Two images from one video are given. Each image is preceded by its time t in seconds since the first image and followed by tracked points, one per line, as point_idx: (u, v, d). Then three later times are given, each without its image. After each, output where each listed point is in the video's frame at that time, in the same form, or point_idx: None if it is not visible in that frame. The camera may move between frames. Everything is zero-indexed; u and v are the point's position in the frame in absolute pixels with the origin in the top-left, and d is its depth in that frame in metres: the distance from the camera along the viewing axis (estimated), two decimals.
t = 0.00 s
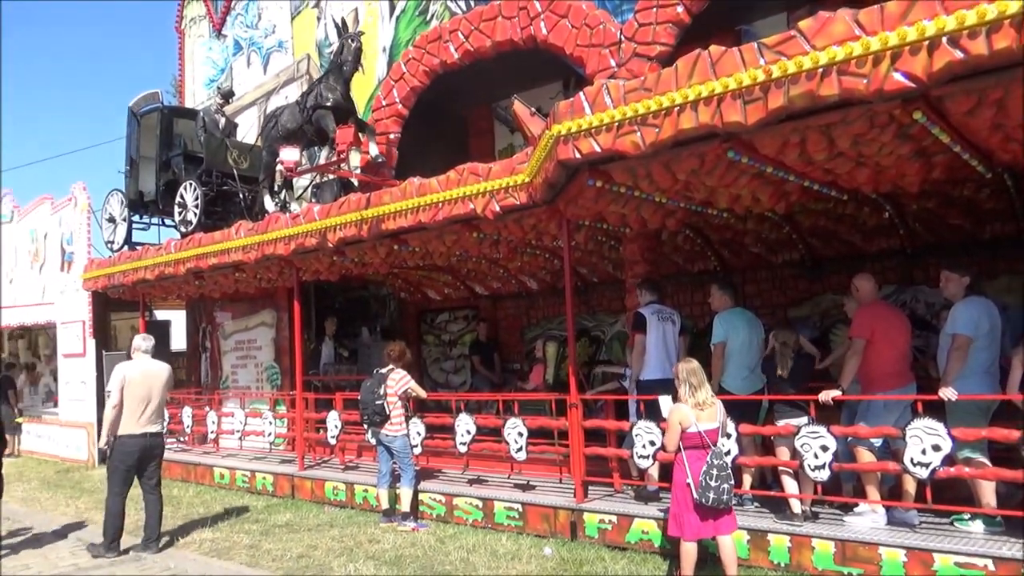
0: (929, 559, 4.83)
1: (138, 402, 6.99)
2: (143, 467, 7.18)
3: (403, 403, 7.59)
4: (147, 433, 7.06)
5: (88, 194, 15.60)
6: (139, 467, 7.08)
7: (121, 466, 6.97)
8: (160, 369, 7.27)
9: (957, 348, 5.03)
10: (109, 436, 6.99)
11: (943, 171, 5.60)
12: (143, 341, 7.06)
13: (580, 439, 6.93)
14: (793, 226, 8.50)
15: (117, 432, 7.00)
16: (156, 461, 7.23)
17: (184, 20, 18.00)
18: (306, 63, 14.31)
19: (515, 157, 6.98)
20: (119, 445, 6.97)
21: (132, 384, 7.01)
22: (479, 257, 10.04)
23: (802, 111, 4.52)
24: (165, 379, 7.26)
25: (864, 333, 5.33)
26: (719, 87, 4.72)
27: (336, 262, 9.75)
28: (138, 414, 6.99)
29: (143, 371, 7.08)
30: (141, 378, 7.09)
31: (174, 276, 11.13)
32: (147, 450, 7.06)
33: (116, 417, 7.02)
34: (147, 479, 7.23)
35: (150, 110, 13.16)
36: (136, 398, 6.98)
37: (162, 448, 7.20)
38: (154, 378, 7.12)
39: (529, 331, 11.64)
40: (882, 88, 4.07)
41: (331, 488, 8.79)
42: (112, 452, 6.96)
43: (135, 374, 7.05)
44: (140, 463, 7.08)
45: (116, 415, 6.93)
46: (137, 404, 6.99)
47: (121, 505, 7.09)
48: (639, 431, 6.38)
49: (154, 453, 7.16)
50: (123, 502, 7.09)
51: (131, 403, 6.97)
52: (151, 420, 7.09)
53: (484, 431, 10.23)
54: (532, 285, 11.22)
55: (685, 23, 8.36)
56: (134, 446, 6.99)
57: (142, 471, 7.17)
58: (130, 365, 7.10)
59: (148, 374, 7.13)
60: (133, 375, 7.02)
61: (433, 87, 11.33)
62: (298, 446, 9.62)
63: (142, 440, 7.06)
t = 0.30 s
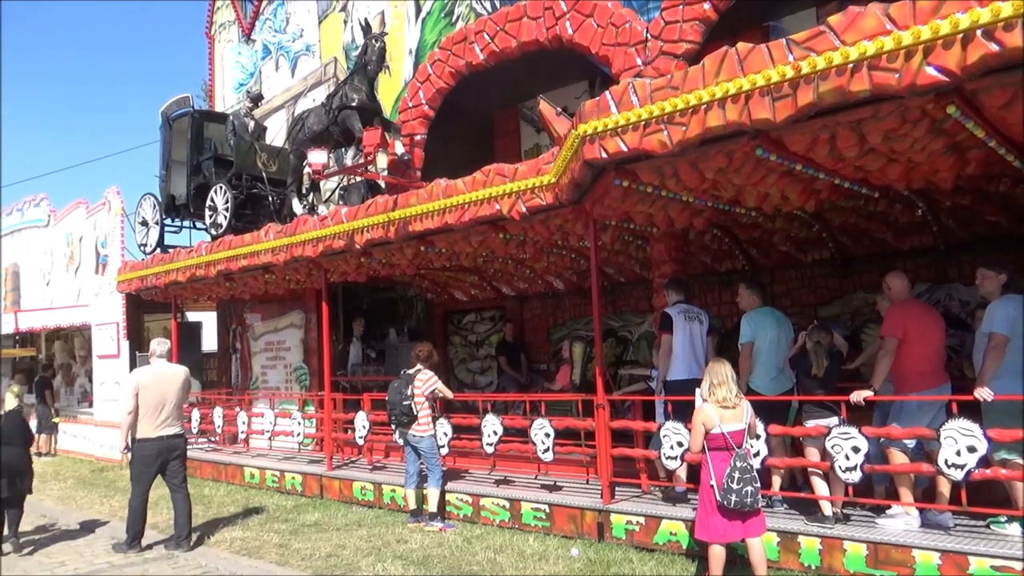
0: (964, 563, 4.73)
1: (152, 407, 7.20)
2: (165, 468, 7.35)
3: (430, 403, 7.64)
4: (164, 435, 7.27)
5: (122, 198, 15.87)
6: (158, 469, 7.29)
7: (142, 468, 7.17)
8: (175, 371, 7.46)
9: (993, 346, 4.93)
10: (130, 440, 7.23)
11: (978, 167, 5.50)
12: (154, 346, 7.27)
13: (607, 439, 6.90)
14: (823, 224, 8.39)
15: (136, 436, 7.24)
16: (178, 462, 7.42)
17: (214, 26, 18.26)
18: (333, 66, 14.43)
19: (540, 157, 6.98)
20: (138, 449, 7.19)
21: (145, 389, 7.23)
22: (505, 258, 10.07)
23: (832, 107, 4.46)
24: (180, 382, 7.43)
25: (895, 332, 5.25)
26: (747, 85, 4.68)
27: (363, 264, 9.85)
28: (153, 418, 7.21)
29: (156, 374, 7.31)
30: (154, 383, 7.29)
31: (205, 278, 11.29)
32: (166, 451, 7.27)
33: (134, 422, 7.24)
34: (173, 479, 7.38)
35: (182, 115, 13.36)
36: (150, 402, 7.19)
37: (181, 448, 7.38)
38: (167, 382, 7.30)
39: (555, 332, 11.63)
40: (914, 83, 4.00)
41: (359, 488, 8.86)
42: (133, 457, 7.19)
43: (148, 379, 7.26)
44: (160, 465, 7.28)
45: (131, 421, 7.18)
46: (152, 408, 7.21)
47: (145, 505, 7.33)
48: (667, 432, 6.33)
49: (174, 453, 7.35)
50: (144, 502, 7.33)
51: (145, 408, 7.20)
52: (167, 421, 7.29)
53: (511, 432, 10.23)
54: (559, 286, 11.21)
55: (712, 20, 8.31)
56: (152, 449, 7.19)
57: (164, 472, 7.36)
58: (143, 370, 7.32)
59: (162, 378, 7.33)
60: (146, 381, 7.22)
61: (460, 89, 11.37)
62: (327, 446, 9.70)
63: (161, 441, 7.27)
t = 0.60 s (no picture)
0: (975, 567, 4.70)
1: (140, 411, 7.25)
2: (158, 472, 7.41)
3: (437, 407, 7.64)
4: (154, 439, 7.31)
5: (131, 202, 15.95)
6: (150, 473, 7.34)
7: (135, 471, 7.26)
8: (162, 374, 7.52)
9: (1004, 349, 4.90)
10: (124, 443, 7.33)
11: (987, 169, 5.47)
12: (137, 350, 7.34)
13: (615, 443, 6.89)
14: (831, 227, 8.37)
15: (129, 440, 7.31)
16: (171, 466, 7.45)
17: (222, 31, 18.35)
18: (340, 70, 14.48)
19: (547, 161, 6.98)
20: (131, 452, 7.26)
21: (133, 393, 7.30)
22: (511, 261, 10.09)
23: (840, 110, 4.45)
24: (168, 385, 7.48)
25: (904, 335, 5.21)
26: (754, 87, 4.67)
27: (370, 267, 9.87)
28: (142, 422, 7.26)
29: (143, 378, 7.37)
30: (142, 386, 7.36)
31: (213, 282, 11.31)
32: (158, 454, 7.31)
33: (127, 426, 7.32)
34: (166, 481, 7.43)
35: (190, 119, 13.33)
36: (138, 407, 7.24)
37: (173, 452, 7.42)
38: (153, 385, 7.36)
39: (562, 335, 11.63)
40: (922, 85, 3.98)
41: (366, 491, 8.86)
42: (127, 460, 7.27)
43: (134, 382, 7.33)
44: (152, 468, 7.34)
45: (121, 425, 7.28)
46: (141, 412, 7.27)
47: (146, 507, 7.38)
48: (675, 435, 6.31)
49: (166, 457, 7.38)
50: (147, 506, 7.37)
51: (134, 412, 7.25)
52: (157, 425, 7.32)
53: (518, 435, 10.23)
54: (566, 289, 11.21)
55: (719, 22, 8.35)
56: (143, 452, 7.25)
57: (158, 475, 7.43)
58: (132, 376, 7.41)
59: (149, 381, 7.39)
60: (133, 385, 7.29)
61: (467, 92, 11.39)
62: (334, 449, 9.70)
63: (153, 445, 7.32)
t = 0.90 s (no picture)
0: None
1: (143, 417, 7.29)
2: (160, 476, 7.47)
3: (445, 412, 7.65)
4: (158, 443, 7.34)
5: (141, 208, 16.04)
6: (154, 477, 7.37)
7: (139, 475, 7.27)
8: (162, 379, 7.55)
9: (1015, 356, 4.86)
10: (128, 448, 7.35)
11: (997, 174, 5.46)
12: (136, 356, 7.36)
13: (623, 449, 6.88)
14: (839, 232, 8.35)
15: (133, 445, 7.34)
16: (172, 469, 7.53)
17: (231, 38, 18.45)
18: (348, 77, 14.53)
19: (555, 167, 6.99)
20: (135, 457, 7.29)
21: (135, 399, 7.34)
22: (519, 267, 10.11)
23: (848, 115, 4.44)
24: (169, 389, 7.51)
25: (913, 341, 5.19)
26: (762, 93, 4.66)
27: (378, 273, 9.90)
28: (145, 427, 7.30)
29: (143, 384, 7.41)
30: (143, 392, 7.40)
31: (221, 288, 11.34)
32: (162, 458, 7.35)
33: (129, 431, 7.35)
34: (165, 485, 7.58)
35: (200, 125, 13.43)
36: (140, 412, 7.28)
37: (176, 455, 7.49)
38: (155, 390, 7.39)
39: (570, 340, 11.63)
40: (931, 91, 3.97)
41: (374, 497, 8.86)
42: (132, 466, 7.29)
43: (135, 389, 7.38)
44: (155, 472, 7.36)
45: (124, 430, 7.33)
46: (143, 418, 7.30)
47: (154, 510, 7.41)
48: (683, 441, 6.29)
49: (169, 460, 7.45)
50: (153, 508, 7.39)
51: (137, 418, 7.30)
52: (159, 429, 7.35)
53: (526, 441, 10.22)
54: (573, 294, 11.21)
55: (727, 28, 8.45)
56: (148, 457, 7.28)
57: (160, 479, 7.47)
58: (131, 381, 7.45)
59: (150, 387, 7.43)
60: (134, 391, 7.34)
61: (474, 98, 11.40)
62: (342, 455, 9.71)
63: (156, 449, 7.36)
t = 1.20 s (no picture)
0: None
1: (158, 425, 7.34)
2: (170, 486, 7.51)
3: (458, 422, 7.65)
4: (170, 452, 7.38)
5: (157, 218, 16.18)
6: (166, 484, 7.42)
7: (152, 483, 7.33)
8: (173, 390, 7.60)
9: None
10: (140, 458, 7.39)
11: (1014, 184, 5.42)
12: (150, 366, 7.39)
13: (637, 460, 6.84)
14: (855, 242, 8.31)
15: (145, 454, 7.39)
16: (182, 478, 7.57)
17: (246, 49, 18.61)
18: (362, 87, 14.63)
19: (568, 177, 7.02)
20: (147, 465, 7.34)
21: (150, 408, 7.38)
22: (532, 276, 10.13)
23: (863, 125, 4.42)
24: (181, 399, 7.58)
25: (931, 352, 5.14)
26: (777, 103, 4.65)
27: (392, 282, 9.95)
28: (159, 436, 7.34)
29: (156, 393, 7.45)
30: (158, 400, 7.44)
31: (236, 297, 11.37)
32: (174, 467, 7.39)
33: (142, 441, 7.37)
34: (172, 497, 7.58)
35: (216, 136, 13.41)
36: (155, 420, 7.34)
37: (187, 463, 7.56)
38: (169, 398, 7.46)
39: (583, 350, 11.64)
40: (948, 100, 3.95)
41: (387, 507, 8.86)
42: (144, 474, 7.33)
43: (148, 397, 7.42)
44: (168, 479, 7.39)
45: (140, 439, 7.36)
46: (158, 426, 7.36)
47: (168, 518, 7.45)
48: (698, 452, 6.26)
49: (181, 468, 7.50)
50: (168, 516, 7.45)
51: (151, 427, 7.34)
52: (172, 438, 7.41)
53: (540, 451, 10.19)
54: (586, 304, 11.24)
55: (740, 37, 8.59)
56: (161, 465, 7.31)
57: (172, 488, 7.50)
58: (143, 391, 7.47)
59: (163, 395, 7.47)
60: (149, 399, 7.37)
61: (487, 108, 11.44)
62: (356, 464, 9.71)
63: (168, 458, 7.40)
